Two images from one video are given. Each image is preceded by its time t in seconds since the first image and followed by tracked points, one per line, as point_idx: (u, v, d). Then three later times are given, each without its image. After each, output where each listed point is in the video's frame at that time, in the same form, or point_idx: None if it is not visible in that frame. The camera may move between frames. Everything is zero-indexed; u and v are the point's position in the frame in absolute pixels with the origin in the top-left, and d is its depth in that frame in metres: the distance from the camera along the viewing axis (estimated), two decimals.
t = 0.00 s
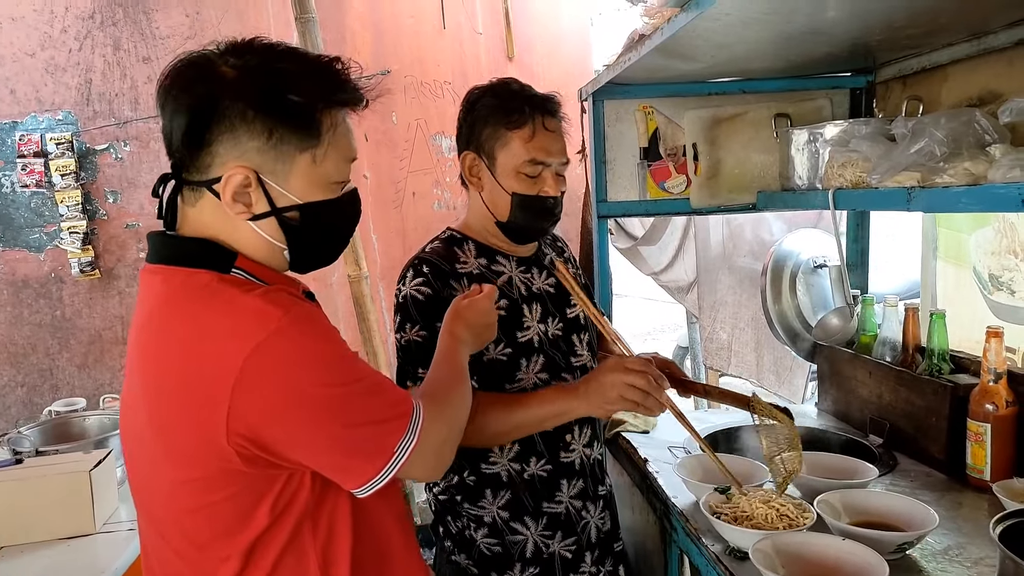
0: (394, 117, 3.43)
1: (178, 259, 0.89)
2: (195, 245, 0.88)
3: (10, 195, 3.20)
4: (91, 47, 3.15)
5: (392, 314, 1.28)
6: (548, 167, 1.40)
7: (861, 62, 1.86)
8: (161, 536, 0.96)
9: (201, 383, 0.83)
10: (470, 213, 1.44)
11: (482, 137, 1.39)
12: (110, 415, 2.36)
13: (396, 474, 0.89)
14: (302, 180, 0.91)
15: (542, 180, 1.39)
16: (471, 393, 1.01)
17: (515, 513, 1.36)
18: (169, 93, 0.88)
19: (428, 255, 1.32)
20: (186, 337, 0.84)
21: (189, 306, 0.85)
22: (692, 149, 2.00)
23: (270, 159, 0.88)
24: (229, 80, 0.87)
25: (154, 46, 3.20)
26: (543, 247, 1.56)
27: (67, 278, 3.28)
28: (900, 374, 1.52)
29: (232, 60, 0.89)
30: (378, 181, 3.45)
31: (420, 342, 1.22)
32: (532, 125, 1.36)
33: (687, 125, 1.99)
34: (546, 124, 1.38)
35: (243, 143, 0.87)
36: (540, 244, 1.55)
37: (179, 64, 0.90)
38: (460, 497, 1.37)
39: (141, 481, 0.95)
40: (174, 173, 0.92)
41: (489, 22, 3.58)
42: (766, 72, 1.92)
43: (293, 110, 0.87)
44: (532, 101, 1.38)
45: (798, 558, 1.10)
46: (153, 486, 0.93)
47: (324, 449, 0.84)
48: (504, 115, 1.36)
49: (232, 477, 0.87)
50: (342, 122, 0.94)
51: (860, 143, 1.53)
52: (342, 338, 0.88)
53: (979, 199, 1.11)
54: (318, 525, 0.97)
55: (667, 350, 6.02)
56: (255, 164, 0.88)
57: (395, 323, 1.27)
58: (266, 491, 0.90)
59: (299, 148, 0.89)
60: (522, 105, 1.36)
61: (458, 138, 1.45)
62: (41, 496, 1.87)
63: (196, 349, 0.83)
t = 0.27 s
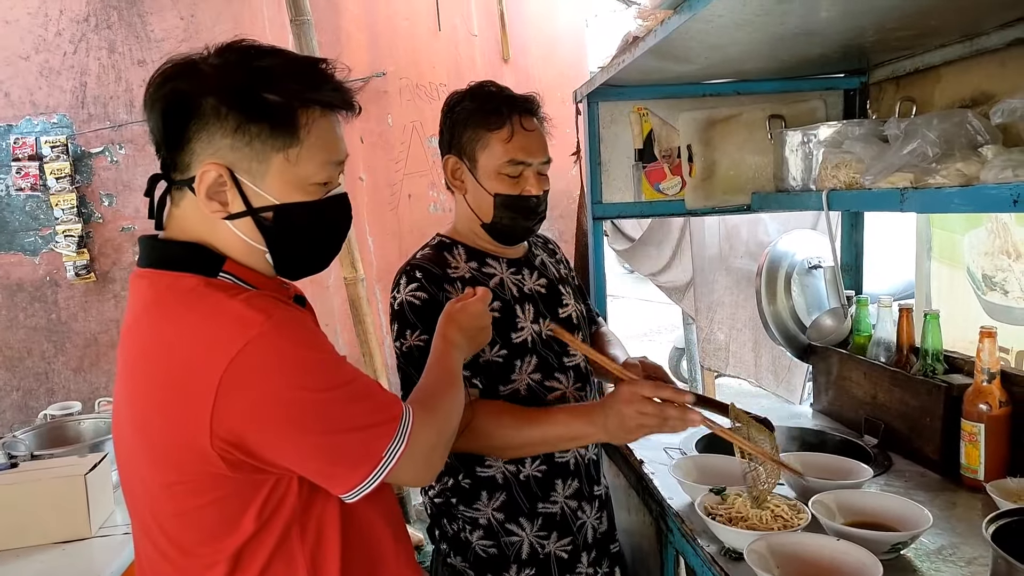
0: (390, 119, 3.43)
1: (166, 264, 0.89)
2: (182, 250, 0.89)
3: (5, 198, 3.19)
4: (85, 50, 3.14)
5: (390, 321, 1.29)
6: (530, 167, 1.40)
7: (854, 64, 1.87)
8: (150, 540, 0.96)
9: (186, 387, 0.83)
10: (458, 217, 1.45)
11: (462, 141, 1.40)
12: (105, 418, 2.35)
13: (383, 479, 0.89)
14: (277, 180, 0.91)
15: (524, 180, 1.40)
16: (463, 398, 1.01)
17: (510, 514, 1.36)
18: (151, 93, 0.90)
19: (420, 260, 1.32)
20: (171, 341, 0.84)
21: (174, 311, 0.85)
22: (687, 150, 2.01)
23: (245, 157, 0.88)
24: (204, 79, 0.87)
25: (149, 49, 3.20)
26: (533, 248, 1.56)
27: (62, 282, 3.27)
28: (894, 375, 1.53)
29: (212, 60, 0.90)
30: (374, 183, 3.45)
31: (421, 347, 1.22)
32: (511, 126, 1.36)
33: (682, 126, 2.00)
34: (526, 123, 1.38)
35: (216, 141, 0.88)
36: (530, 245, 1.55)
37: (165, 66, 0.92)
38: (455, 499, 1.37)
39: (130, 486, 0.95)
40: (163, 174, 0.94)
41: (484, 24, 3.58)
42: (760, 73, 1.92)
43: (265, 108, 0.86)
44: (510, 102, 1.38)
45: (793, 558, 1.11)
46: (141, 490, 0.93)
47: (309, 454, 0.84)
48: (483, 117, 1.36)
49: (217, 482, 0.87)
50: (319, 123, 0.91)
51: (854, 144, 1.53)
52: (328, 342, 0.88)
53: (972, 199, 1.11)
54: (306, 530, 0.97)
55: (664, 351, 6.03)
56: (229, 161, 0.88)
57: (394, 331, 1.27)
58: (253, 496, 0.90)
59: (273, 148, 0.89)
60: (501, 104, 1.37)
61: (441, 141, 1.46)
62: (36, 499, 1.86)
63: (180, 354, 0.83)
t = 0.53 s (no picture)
0: (389, 121, 3.43)
1: (165, 266, 0.89)
2: (181, 252, 0.89)
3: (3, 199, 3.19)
4: (85, 52, 3.15)
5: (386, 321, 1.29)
6: (527, 169, 1.41)
7: (852, 69, 1.88)
8: (148, 543, 0.96)
9: (183, 389, 0.83)
10: (456, 219, 1.46)
11: (459, 142, 1.41)
12: (103, 419, 2.35)
13: (381, 481, 0.89)
14: (269, 181, 0.91)
15: (521, 182, 1.40)
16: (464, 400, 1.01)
17: (509, 515, 1.36)
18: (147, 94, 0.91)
19: (418, 262, 1.32)
20: (168, 344, 0.84)
21: (171, 313, 0.85)
22: (686, 154, 2.03)
23: (237, 157, 0.89)
24: (198, 79, 0.88)
25: (148, 50, 3.20)
26: (532, 250, 1.57)
27: (60, 283, 3.27)
28: (892, 378, 1.53)
29: (207, 62, 0.91)
30: (372, 185, 3.46)
31: (417, 348, 1.23)
32: (508, 128, 1.37)
33: (682, 130, 2.01)
34: (521, 125, 1.39)
35: (209, 141, 0.88)
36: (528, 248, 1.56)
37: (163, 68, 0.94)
38: (454, 501, 1.37)
39: (128, 488, 0.95)
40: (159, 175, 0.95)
41: (483, 28, 3.59)
42: (758, 78, 1.93)
43: (257, 107, 0.87)
44: (506, 104, 1.39)
45: (792, 560, 1.11)
46: (138, 493, 0.93)
47: (307, 456, 0.84)
48: (480, 119, 1.37)
49: (215, 485, 0.87)
50: (312, 122, 0.91)
51: (852, 149, 1.54)
52: (326, 344, 0.88)
53: (970, 204, 1.12)
54: (305, 532, 0.97)
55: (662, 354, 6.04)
56: (222, 161, 0.89)
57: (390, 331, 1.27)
58: (251, 498, 0.90)
59: (265, 148, 0.89)
60: (495, 107, 1.38)
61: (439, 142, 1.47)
62: (34, 501, 1.86)
63: (177, 356, 0.83)
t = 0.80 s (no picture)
0: (392, 111, 3.42)
1: (169, 256, 0.89)
2: (186, 241, 0.89)
3: (7, 190, 3.19)
4: (87, 42, 3.14)
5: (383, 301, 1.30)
6: (531, 157, 1.40)
7: (860, 55, 1.87)
8: (158, 533, 0.96)
9: (191, 379, 0.83)
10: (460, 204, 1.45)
11: (465, 128, 1.40)
12: (110, 409, 2.36)
13: (390, 470, 0.89)
14: (278, 169, 0.90)
15: (525, 169, 1.39)
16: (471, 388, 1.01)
17: (512, 506, 1.37)
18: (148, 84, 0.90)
19: (421, 245, 1.32)
20: (175, 335, 0.84)
21: (177, 303, 0.85)
22: (691, 143, 2.01)
23: (244, 145, 0.88)
24: (200, 68, 0.88)
25: (151, 40, 3.19)
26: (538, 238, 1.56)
27: (65, 274, 3.28)
28: (899, 366, 1.53)
29: (207, 50, 0.90)
30: (376, 175, 3.45)
31: (406, 330, 1.24)
32: (513, 114, 1.36)
33: (687, 118, 1.99)
34: (526, 111, 1.37)
35: (215, 131, 0.88)
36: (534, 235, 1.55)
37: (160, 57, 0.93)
38: (456, 492, 1.38)
39: (137, 478, 0.96)
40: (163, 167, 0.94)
41: (487, 16, 3.56)
42: (765, 64, 1.92)
43: (263, 95, 0.87)
44: (512, 90, 1.38)
45: (799, 548, 1.11)
46: (148, 483, 0.93)
47: (316, 445, 0.85)
48: (484, 105, 1.36)
49: (224, 474, 0.87)
50: (318, 107, 0.91)
51: (860, 135, 1.53)
52: (332, 333, 0.88)
53: (979, 191, 1.11)
54: (314, 521, 0.97)
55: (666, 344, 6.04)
56: (229, 151, 0.88)
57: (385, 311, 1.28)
58: (261, 487, 0.90)
59: (273, 136, 0.88)
60: (498, 94, 1.36)
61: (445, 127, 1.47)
62: (43, 490, 1.87)
63: (184, 347, 0.83)
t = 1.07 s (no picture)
0: (401, 109, 3.43)
1: (181, 255, 0.89)
2: (197, 239, 0.89)
3: (20, 190, 3.22)
4: (98, 43, 3.16)
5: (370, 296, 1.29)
6: (533, 156, 1.40)
7: (871, 51, 1.85)
8: (171, 530, 0.97)
9: (203, 376, 0.83)
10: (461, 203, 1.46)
11: (467, 126, 1.41)
12: (122, 408, 2.38)
13: (402, 465, 0.90)
14: (293, 166, 0.91)
15: (526, 168, 1.40)
16: (479, 383, 1.02)
17: (510, 509, 1.37)
18: (159, 84, 0.90)
19: (415, 243, 1.31)
20: (187, 332, 0.84)
21: (189, 301, 0.85)
22: (701, 140, 2.00)
23: (261, 144, 0.89)
24: (213, 67, 0.88)
25: (161, 41, 3.21)
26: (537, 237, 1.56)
27: (77, 273, 3.30)
28: (911, 363, 1.52)
29: (216, 49, 0.90)
30: (385, 174, 3.46)
31: (387, 326, 1.23)
32: (515, 114, 1.37)
33: (696, 115, 1.98)
34: (528, 111, 1.38)
35: (232, 131, 0.88)
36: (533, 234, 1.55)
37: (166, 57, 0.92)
38: (454, 496, 1.38)
39: (150, 475, 0.96)
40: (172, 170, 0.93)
41: (495, 14, 3.56)
42: (775, 61, 1.91)
43: (278, 93, 0.87)
44: (516, 90, 1.39)
45: (812, 547, 1.11)
46: (160, 480, 0.94)
47: (329, 441, 0.85)
48: (487, 104, 1.38)
49: (237, 471, 0.88)
50: (332, 104, 0.92)
51: (871, 131, 1.52)
52: (343, 329, 0.89)
53: (993, 186, 1.10)
54: (326, 517, 0.98)
55: (675, 342, 6.03)
56: (246, 150, 0.89)
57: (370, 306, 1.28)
58: (273, 483, 0.91)
59: (288, 134, 0.89)
60: (498, 93, 1.38)
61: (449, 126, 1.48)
62: (57, 488, 1.89)
63: (197, 344, 0.84)
